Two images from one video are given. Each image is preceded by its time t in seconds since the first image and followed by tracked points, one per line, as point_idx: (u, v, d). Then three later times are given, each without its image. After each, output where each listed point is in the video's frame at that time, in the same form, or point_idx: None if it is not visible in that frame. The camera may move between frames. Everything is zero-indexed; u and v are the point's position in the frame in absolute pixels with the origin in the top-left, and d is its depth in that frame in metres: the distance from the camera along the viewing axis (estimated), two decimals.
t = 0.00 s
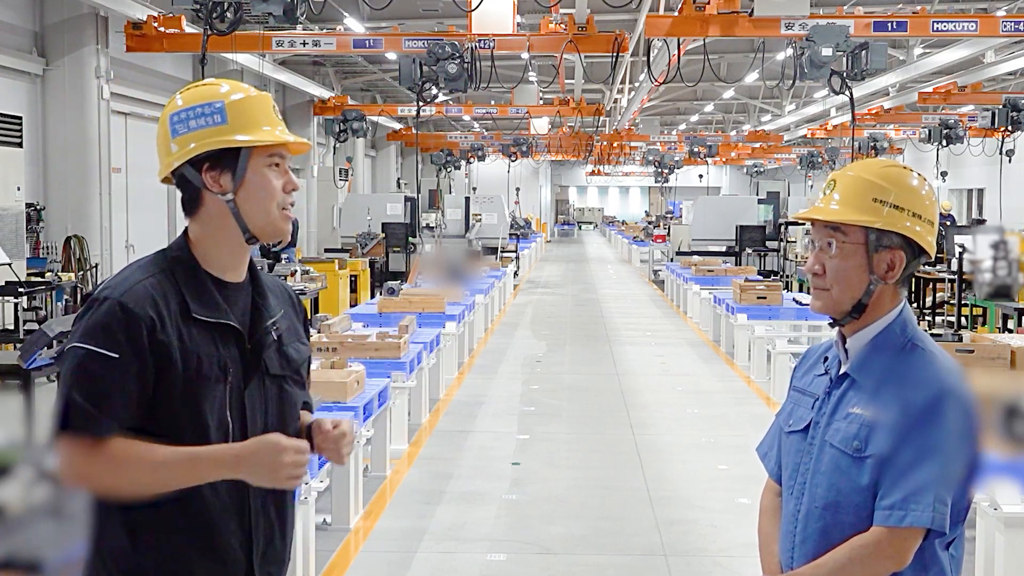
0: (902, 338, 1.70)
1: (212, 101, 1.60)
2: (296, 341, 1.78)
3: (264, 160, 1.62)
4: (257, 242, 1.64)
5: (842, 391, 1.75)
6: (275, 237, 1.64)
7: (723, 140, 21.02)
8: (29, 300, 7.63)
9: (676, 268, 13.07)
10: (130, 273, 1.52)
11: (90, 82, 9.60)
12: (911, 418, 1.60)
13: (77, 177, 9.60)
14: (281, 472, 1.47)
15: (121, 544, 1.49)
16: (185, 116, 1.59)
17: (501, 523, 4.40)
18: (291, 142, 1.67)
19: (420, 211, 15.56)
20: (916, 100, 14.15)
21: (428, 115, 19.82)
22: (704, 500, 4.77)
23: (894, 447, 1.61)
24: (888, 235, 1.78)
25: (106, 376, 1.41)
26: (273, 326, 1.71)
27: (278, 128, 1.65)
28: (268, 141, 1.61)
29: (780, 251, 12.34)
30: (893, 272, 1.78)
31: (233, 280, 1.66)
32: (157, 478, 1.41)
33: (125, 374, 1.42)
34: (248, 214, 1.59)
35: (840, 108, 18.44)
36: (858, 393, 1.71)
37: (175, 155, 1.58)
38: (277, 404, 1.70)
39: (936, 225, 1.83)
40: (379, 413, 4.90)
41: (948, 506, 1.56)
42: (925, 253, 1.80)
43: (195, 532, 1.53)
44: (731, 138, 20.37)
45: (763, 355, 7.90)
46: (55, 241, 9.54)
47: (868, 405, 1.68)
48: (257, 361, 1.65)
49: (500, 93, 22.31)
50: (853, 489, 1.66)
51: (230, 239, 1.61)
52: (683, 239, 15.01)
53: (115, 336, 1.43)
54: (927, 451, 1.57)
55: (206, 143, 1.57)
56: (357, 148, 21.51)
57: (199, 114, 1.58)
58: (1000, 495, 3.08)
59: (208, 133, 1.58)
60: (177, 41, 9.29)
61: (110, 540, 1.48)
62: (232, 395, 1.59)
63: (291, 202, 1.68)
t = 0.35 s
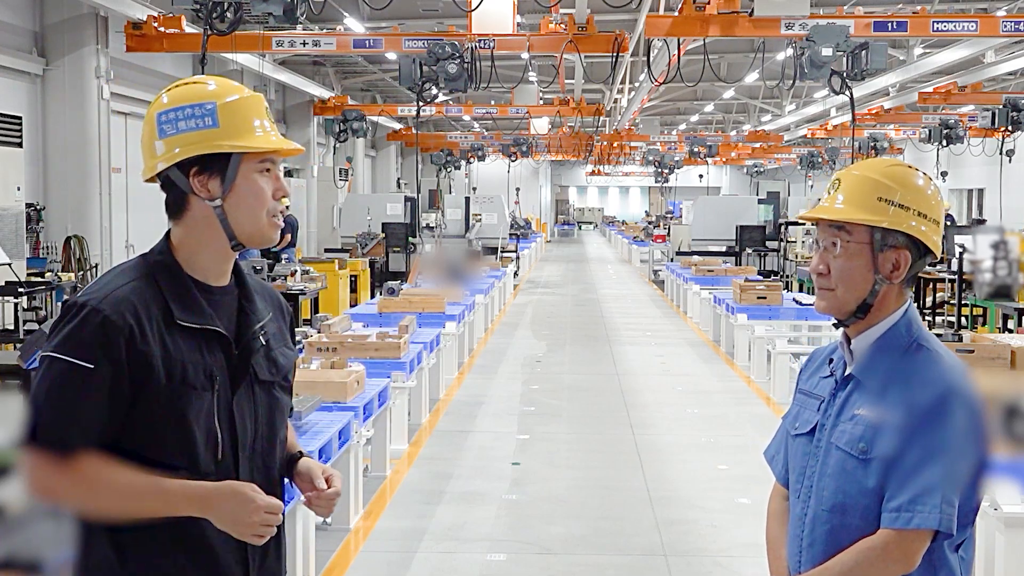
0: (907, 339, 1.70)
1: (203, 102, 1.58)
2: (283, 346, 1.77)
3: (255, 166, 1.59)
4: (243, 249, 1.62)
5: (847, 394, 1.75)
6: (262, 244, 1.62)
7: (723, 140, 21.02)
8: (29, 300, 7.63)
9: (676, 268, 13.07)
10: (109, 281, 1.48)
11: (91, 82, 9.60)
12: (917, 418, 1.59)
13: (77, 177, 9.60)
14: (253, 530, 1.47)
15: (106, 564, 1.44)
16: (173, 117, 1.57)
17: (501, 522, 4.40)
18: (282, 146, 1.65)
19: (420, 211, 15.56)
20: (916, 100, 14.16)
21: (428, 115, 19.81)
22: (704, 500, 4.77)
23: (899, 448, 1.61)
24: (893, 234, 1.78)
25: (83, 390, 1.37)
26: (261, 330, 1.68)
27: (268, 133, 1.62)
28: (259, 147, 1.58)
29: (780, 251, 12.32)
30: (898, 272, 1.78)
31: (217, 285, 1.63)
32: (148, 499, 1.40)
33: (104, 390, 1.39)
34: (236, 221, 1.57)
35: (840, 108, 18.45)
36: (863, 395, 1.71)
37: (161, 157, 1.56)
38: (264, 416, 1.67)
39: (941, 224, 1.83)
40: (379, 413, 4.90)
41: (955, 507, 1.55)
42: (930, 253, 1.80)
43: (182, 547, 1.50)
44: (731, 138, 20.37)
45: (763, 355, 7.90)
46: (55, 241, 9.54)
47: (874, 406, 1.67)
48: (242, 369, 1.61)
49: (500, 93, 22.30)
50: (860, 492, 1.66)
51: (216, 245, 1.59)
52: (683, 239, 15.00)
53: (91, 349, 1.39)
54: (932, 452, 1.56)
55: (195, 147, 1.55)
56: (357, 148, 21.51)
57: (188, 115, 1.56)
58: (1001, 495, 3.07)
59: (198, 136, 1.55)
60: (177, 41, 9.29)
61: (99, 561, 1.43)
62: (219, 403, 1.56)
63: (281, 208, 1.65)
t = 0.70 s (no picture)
0: (907, 339, 1.69)
1: (228, 109, 1.56)
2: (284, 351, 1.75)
3: (274, 179, 1.57)
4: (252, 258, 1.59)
5: (848, 395, 1.75)
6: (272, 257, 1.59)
7: (723, 140, 21.02)
8: (29, 300, 7.64)
9: (676, 268, 13.07)
10: (112, 282, 1.47)
11: (90, 82, 9.60)
12: (918, 419, 1.59)
13: (77, 177, 9.60)
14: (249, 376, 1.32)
15: None
16: (195, 121, 1.54)
17: (501, 523, 4.40)
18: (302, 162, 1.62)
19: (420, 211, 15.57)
20: (916, 100, 14.16)
21: (428, 115, 19.81)
22: (704, 500, 4.76)
23: (900, 450, 1.61)
24: (891, 235, 1.78)
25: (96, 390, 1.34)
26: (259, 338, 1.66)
27: (289, 147, 1.60)
28: (281, 160, 1.56)
29: (780, 251, 12.32)
30: (897, 273, 1.77)
31: (218, 290, 1.61)
32: (136, 454, 1.29)
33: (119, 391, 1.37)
34: (250, 232, 1.54)
35: (840, 108, 18.46)
36: (863, 397, 1.70)
37: (179, 160, 1.53)
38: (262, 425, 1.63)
39: (939, 224, 1.83)
40: (379, 413, 4.89)
41: (956, 508, 1.55)
42: (929, 252, 1.80)
43: (178, 552, 1.42)
44: (731, 138, 20.38)
45: (763, 355, 7.89)
46: (55, 241, 9.54)
47: (873, 408, 1.67)
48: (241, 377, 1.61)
49: (500, 93, 22.31)
50: (860, 494, 1.65)
51: (225, 253, 1.56)
52: (683, 238, 15.01)
53: (102, 347, 1.37)
54: (933, 453, 1.56)
55: (215, 154, 1.52)
56: (357, 148, 21.53)
57: (212, 122, 1.54)
58: (1001, 495, 3.07)
59: (220, 144, 1.53)
60: (177, 41, 9.29)
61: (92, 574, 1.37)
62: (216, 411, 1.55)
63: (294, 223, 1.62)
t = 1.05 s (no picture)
0: (899, 338, 1.69)
1: (210, 95, 1.57)
2: (289, 349, 1.72)
3: (259, 161, 1.58)
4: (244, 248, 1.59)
5: (840, 395, 1.75)
6: (264, 244, 1.60)
7: (723, 140, 21.01)
8: (29, 300, 7.64)
9: (676, 268, 13.06)
10: (111, 280, 1.46)
11: (90, 82, 9.59)
12: (911, 418, 1.59)
13: (77, 177, 9.59)
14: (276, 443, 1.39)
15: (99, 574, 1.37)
16: (178, 109, 1.55)
17: (501, 522, 4.40)
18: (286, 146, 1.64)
19: (420, 211, 15.57)
20: (916, 100, 14.16)
21: (428, 115, 19.81)
22: (704, 500, 4.77)
23: (893, 449, 1.61)
24: (883, 235, 1.78)
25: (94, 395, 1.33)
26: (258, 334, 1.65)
27: (273, 129, 1.61)
28: (265, 140, 1.57)
29: (780, 251, 12.32)
30: (889, 273, 1.77)
31: (214, 288, 1.60)
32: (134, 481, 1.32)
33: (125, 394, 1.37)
34: (238, 216, 1.54)
35: (840, 108, 18.46)
36: (855, 397, 1.70)
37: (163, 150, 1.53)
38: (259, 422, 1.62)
39: (930, 224, 1.83)
40: (379, 413, 4.90)
41: (949, 507, 1.55)
42: (920, 252, 1.80)
43: (174, 552, 1.42)
44: (732, 138, 20.37)
45: (763, 355, 7.89)
46: (55, 241, 9.54)
47: (866, 408, 1.67)
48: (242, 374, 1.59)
49: (500, 93, 22.31)
50: (853, 494, 1.65)
51: (216, 244, 1.56)
52: (683, 239, 15.00)
53: (101, 347, 1.36)
54: (925, 453, 1.56)
55: (200, 139, 1.53)
56: (357, 148, 21.52)
57: (195, 107, 1.55)
58: (1001, 495, 3.07)
59: (204, 128, 1.54)
60: (177, 41, 9.29)
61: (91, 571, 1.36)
62: (217, 411, 1.54)
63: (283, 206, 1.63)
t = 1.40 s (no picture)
0: (893, 338, 1.69)
1: (211, 97, 1.56)
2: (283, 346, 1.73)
3: (260, 165, 1.57)
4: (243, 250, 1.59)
5: (834, 394, 1.74)
6: (263, 247, 1.59)
7: (723, 140, 21.01)
8: (28, 300, 7.63)
9: (676, 267, 13.06)
10: (107, 277, 1.46)
11: (91, 82, 9.59)
12: (906, 417, 1.59)
13: (77, 177, 9.59)
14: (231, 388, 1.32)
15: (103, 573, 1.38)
16: (179, 110, 1.54)
17: (502, 523, 4.39)
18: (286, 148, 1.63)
19: (419, 211, 15.57)
20: (916, 100, 14.16)
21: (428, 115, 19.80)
22: (704, 500, 4.76)
23: (888, 449, 1.61)
24: (873, 236, 1.78)
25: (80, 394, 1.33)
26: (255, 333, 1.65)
27: (275, 132, 1.60)
28: (266, 144, 1.56)
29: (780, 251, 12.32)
30: (881, 274, 1.77)
31: (212, 286, 1.60)
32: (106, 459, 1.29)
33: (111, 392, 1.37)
34: (238, 219, 1.53)
35: (840, 108, 18.46)
36: (850, 396, 1.70)
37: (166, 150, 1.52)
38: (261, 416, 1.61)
39: (921, 224, 1.83)
40: (379, 413, 4.90)
41: (943, 506, 1.55)
42: (912, 251, 1.80)
43: (175, 548, 1.42)
44: (731, 138, 20.37)
45: (763, 355, 7.90)
46: (55, 241, 9.54)
47: (861, 407, 1.67)
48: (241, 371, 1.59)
49: (500, 93, 22.31)
50: (848, 493, 1.65)
51: (215, 247, 1.56)
52: (683, 239, 15.00)
53: (89, 344, 1.35)
54: (919, 453, 1.56)
55: (201, 141, 1.52)
56: (357, 148, 21.53)
57: (197, 109, 1.54)
58: (1001, 494, 3.07)
59: (205, 130, 1.52)
60: (177, 41, 9.29)
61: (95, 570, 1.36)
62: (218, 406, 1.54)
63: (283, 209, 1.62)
